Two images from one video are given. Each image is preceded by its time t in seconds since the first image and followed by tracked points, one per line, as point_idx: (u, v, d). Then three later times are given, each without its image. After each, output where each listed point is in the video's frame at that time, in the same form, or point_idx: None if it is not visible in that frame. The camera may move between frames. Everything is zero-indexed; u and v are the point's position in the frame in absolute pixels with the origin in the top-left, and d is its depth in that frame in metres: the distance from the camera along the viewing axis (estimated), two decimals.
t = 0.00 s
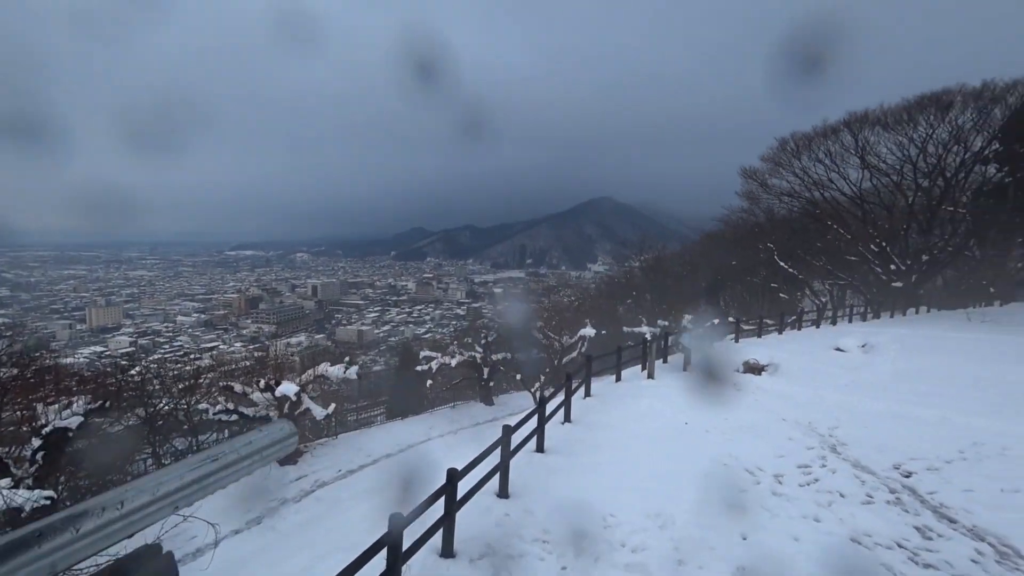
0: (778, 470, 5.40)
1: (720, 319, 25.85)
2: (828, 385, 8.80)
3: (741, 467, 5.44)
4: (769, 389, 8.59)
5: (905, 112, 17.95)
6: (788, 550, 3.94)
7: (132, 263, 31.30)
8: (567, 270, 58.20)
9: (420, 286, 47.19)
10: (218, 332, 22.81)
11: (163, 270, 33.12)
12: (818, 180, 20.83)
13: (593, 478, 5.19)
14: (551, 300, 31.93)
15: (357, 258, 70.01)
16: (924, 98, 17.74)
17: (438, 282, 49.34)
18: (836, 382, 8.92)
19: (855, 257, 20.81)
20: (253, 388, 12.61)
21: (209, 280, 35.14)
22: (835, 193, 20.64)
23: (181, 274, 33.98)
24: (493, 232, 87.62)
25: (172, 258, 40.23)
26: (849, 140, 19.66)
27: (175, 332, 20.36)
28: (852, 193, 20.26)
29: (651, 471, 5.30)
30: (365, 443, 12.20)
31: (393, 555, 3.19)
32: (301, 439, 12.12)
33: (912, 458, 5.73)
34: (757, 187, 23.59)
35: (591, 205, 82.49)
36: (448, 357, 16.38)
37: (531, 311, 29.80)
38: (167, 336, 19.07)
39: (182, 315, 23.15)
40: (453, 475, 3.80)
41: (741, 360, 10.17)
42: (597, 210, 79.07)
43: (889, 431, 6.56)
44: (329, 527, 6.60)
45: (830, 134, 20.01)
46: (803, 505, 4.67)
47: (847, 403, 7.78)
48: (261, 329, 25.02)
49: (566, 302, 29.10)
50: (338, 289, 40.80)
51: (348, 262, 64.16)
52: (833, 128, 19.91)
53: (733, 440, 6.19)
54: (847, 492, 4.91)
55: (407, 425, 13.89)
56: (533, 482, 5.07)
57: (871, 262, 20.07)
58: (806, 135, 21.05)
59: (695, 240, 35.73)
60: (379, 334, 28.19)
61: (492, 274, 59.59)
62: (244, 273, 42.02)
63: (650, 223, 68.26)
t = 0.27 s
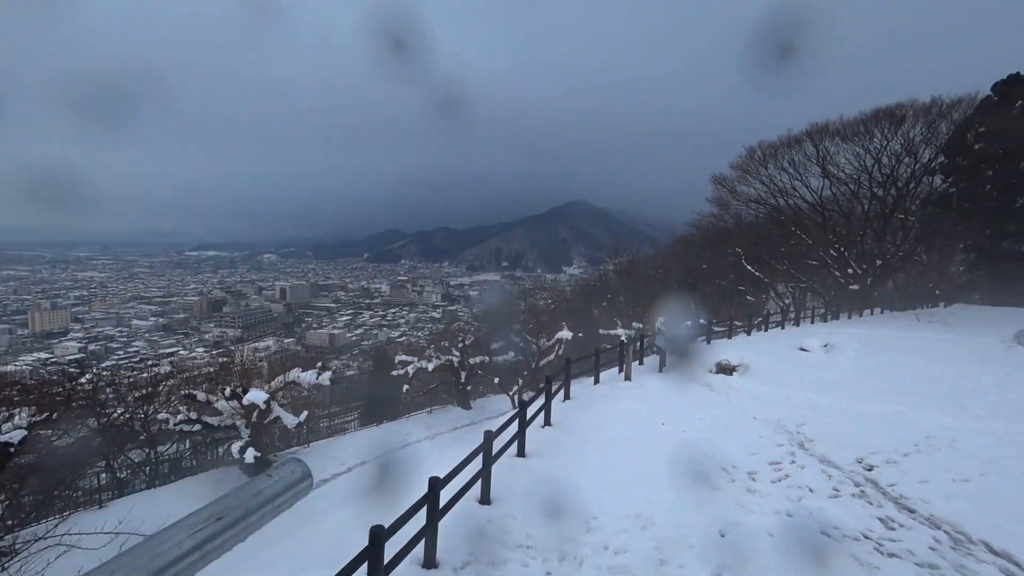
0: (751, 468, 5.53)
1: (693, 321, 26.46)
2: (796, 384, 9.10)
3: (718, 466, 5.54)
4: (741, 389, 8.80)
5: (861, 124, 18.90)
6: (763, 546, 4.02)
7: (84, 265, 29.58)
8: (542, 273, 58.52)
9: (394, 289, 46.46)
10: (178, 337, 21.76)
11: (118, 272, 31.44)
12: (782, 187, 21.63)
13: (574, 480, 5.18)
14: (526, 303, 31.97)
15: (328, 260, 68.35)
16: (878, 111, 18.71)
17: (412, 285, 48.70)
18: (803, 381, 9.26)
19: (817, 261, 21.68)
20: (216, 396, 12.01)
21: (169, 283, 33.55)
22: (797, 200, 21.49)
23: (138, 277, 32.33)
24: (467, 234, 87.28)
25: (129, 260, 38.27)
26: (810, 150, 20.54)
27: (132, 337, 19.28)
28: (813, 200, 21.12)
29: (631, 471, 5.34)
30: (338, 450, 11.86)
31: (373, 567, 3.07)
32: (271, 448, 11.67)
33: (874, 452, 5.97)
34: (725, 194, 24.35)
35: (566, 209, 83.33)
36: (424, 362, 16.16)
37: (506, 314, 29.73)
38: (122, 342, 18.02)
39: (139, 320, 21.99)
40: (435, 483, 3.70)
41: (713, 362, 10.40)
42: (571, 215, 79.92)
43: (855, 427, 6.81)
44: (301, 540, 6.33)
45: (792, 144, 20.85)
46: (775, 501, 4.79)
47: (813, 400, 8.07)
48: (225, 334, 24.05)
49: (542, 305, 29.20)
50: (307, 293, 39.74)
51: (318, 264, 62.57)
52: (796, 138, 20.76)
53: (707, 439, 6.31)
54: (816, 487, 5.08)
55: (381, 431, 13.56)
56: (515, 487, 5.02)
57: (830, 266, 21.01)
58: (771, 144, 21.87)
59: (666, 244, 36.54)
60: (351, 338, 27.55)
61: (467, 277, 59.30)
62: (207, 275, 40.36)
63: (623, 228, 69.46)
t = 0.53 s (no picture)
0: (734, 468, 5.60)
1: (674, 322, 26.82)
2: (775, 385, 9.31)
3: (703, 467, 5.61)
4: (723, 390, 8.95)
5: (833, 131, 19.49)
6: (748, 547, 4.07)
7: (48, 267, 28.36)
8: (525, 274, 58.58)
9: (375, 291, 45.85)
10: (148, 341, 20.98)
11: (85, 275, 30.25)
12: (759, 192, 22.14)
13: (562, 485, 5.15)
14: (509, 305, 31.94)
15: (307, 262, 67.07)
16: (849, 119, 19.33)
17: (394, 287, 48.14)
18: (782, 381, 9.48)
19: (793, 264, 22.25)
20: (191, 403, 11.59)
21: (139, 285, 32.43)
22: (774, 204, 22.02)
23: (107, 279, 31.18)
24: (450, 236, 86.88)
25: (97, 261, 36.88)
26: (785, 155, 21.08)
27: (99, 342, 18.53)
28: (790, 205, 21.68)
29: (619, 474, 5.36)
30: (318, 456, 11.59)
31: None
32: (249, 455, 11.34)
33: (852, 451, 6.12)
34: (705, 198, 24.82)
35: (549, 211, 83.67)
36: (408, 365, 15.96)
37: (489, 316, 29.63)
38: (87, 347, 17.26)
39: (108, 324, 21.16)
40: (423, 490, 3.62)
41: (696, 363, 10.55)
42: (553, 217, 80.29)
43: (833, 427, 6.99)
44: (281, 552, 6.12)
45: (769, 150, 21.39)
46: (759, 501, 4.86)
47: (792, 401, 8.26)
48: (199, 337, 23.30)
49: (525, 307, 29.22)
50: (285, 295, 38.88)
51: (297, 266, 61.33)
52: (772, 144, 21.30)
53: (691, 441, 6.38)
54: (798, 487, 5.17)
55: (364, 436, 13.33)
56: (503, 493, 4.97)
57: (804, 268, 21.60)
58: (748, 150, 22.39)
59: (648, 246, 37.00)
60: (331, 341, 27.05)
61: (449, 279, 58.96)
62: (180, 277, 39.17)
63: (605, 230, 70.11)
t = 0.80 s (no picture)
0: (729, 469, 5.65)
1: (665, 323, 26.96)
2: (766, 385, 9.41)
3: (697, 467, 5.64)
4: (715, 390, 9.04)
5: (821, 135, 19.81)
6: (744, 546, 4.10)
7: (27, 265, 27.66)
8: (516, 275, 58.57)
9: (365, 292, 45.50)
10: (133, 342, 20.57)
11: (66, 274, 29.54)
12: (749, 194, 22.39)
13: (559, 486, 5.14)
14: (501, 305, 31.90)
15: (295, 261, 66.33)
16: (835, 123, 19.66)
17: (384, 287, 47.82)
18: (772, 382, 9.59)
19: (782, 266, 22.53)
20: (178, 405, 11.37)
21: (123, 284, 31.77)
22: (763, 207, 22.29)
23: (89, 278, 30.49)
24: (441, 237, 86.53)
25: (78, 260, 36.08)
26: (774, 159, 21.36)
27: (81, 343, 18.10)
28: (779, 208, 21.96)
29: (615, 474, 5.38)
30: (309, 459, 11.44)
31: None
32: (237, 458, 11.14)
33: (843, 451, 6.21)
34: (695, 200, 25.04)
35: (540, 212, 83.82)
36: (399, 366, 15.84)
37: (481, 317, 29.55)
38: (69, 348, 16.86)
39: (89, 324, 20.67)
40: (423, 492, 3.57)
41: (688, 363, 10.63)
42: (544, 217, 80.42)
43: (823, 426, 7.08)
44: (271, 557, 5.99)
45: (758, 153, 21.65)
46: (754, 500, 4.90)
47: (783, 401, 8.37)
48: (185, 338, 22.89)
49: (517, 308, 29.16)
50: (273, 295, 38.38)
51: (285, 266, 60.61)
52: (761, 147, 21.57)
53: (686, 441, 6.42)
54: (792, 487, 5.22)
55: (355, 437, 13.19)
56: (501, 493, 4.95)
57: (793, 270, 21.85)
58: (738, 153, 22.64)
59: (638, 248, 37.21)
60: (320, 342, 26.77)
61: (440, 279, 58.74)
62: (165, 277, 38.44)
63: (596, 231, 70.43)
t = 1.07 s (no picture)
0: (730, 468, 5.66)
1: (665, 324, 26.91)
2: (766, 385, 9.42)
3: (698, 467, 5.66)
4: (716, 390, 9.05)
5: (820, 137, 19.84)
6: (745, 546, 4.10)
7: (25, 264, 27.57)
8: (515, 275, 58.50)
9: (363, 291, 45.44)
10: (131, 341, 20.52)
11: (63, 273, 29.45)
12: (748, 195, 22.41)
13: (561, 485, 5.14)
14: (500, 305, 31.87)
15: (294, 261, 66.24)
16: (834, 125, 19.69)
17: (383, 287, 47.75)
18: (773, 382, 9.60)
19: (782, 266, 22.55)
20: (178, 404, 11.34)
21: (121, 284, 31.68)
22: (762, 207, 22.30)
23: (87, 278, 30.41)
24: (440, 236, 86.45)
25: (76, 260, 35.96)
26: (774, 160, 21.38)
27: (79, 342, 18.04)
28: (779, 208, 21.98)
29: (617, 474, 5.39)
30: (309, 458, 11.43)
31: None
32: (238, 458, 11.12)
33: (843, 450, 6.23)
34: (694, 200, 25.05)
35: (539, 211, 83.75)
36: (399, 365, 15.83)
37: (480, 317, 29.52)
38: (67, 348, 16.79)
39: (87, 324, 20.61)
40: (426, 492, 3.57)
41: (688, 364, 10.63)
42: (544, 217, 80.35)
43: (823, 426, 7.10)
44: (272, 558, 5.98)
45: (757, 154, 21.67)
46: (755, 500, 4.92)
47: (783, 401, 8.38)
48: (183, 337, 22.83)
49: (516, 308, 29.13)
50: (272, 295, 38.26)
51: (284, 265, 60.52)
52: (760, 148, 21.59)
53: (686, 441, 6.43)
54: (792, 486, 5.24)
55: (355, 436, 13.17)
56: (503, 493, 4.95)
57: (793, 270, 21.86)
58: (737, 154, 22.66)
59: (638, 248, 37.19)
60: (319, 341, 26.71)
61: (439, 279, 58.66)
62: (163, 276, 38.33)
63: (595, 231, 70.40)
